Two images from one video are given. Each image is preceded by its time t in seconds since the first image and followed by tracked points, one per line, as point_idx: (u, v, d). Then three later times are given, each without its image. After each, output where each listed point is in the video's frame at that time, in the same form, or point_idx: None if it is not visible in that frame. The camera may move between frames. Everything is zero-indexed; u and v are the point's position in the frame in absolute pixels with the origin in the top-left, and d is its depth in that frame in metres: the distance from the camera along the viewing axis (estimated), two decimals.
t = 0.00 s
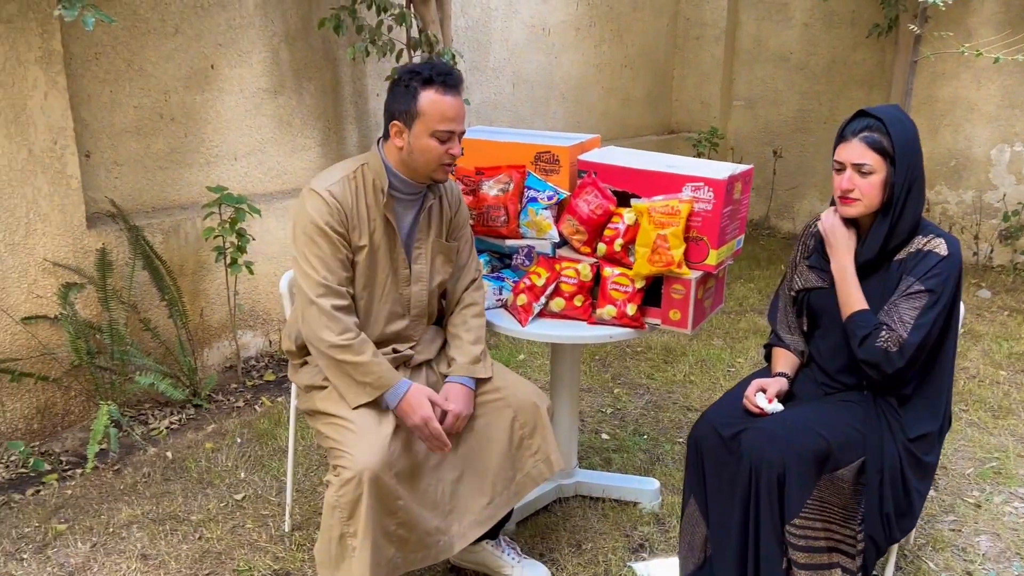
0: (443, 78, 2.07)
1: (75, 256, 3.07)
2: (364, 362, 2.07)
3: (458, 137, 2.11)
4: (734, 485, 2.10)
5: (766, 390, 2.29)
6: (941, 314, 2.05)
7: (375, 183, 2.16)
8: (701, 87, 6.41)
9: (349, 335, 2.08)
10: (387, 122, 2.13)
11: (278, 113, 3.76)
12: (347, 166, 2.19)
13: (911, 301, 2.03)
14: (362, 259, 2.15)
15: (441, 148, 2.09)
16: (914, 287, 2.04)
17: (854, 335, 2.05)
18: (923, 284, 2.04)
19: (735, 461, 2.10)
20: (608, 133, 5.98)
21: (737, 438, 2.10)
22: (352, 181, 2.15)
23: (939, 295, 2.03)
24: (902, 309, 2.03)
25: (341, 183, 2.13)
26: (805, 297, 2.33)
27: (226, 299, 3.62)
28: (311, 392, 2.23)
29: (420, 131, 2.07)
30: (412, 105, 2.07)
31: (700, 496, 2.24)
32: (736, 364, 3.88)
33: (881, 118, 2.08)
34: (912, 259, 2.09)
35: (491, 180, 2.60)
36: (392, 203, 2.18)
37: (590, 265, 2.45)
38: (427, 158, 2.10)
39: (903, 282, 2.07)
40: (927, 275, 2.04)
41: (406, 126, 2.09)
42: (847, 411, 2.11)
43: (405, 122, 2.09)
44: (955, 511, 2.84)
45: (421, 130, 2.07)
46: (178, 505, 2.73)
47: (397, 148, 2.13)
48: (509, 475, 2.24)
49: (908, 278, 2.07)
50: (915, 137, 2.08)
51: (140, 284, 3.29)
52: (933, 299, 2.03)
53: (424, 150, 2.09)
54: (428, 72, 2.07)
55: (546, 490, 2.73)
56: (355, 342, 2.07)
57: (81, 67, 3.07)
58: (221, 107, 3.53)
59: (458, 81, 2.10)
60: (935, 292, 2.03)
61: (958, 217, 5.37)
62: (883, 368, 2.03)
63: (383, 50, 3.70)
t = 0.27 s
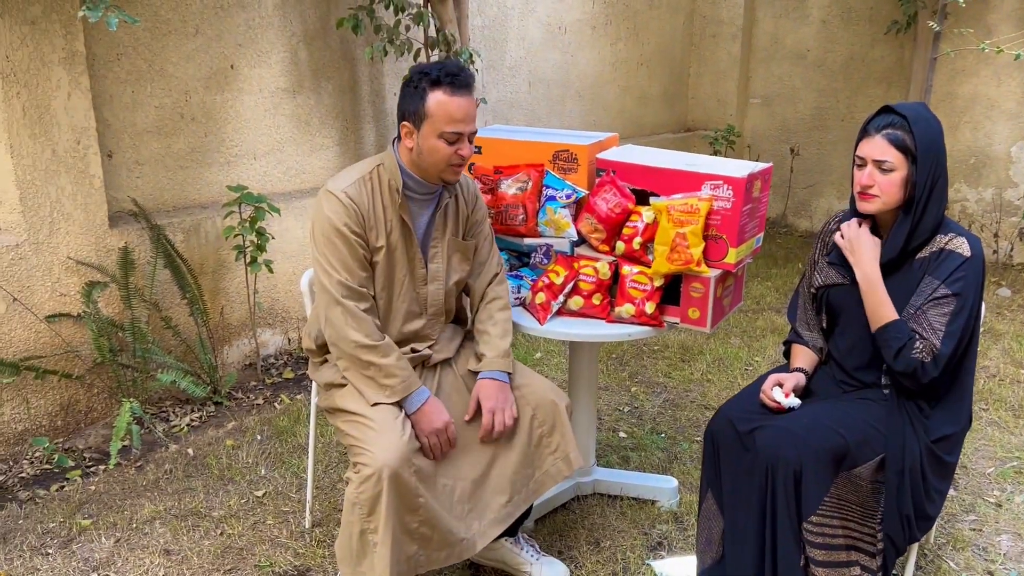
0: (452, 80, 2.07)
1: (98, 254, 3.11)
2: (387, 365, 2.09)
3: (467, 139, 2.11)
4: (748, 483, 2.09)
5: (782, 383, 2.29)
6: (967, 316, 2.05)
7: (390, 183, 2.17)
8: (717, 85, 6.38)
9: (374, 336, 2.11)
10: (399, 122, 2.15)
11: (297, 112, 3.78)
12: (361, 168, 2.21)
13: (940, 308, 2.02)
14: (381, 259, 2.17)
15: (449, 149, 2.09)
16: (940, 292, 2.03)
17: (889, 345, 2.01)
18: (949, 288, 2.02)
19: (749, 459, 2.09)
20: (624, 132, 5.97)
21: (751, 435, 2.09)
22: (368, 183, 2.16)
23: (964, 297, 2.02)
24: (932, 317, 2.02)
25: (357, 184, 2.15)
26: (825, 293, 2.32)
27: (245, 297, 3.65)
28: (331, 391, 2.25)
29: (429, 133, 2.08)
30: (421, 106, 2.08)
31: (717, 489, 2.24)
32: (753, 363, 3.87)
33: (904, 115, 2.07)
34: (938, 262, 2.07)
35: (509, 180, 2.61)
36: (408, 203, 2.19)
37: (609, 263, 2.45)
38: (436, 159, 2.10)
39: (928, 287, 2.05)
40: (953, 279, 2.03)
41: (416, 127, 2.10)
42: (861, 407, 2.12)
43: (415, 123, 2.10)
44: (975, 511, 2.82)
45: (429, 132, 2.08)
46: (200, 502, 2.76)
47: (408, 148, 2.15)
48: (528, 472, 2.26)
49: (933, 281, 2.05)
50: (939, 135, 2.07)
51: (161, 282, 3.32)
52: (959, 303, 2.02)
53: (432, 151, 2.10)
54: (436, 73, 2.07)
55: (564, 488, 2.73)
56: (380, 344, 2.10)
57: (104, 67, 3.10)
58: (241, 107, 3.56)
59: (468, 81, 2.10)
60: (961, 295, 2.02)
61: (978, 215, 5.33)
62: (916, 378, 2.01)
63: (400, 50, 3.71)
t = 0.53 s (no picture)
0: (442, 75, 2.06)
1: (112, 252, 3.13)
2: (397, 361, 2.10)
3: (459, 135, 2.09)
4: (761, 481, 2.09)
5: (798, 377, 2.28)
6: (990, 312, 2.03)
7: (394, 181, 2.17)
8: (727, 82, 6.37)
9: (385, 332, 2.12)
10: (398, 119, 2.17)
11: (308, 111, 3.80)
12: (366, 167, 2.21)
13: (964, 316, 2.00)
14: (390, 256, 2.17)
15: (441, 146, 2.08)
16: (961, 296, 2.00)
17: (912, 377, 2.04)
18: (969, 291, 2.00)
19: (762, 457, 2.09)
20: (634, 129, 5.97)
21: (764, 433, 2.10)
22: (373, 182, 2.17)
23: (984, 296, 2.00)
24: (958, 326, 2.01)
25: (362, 183, 2.15)
26: (836, 290, 2.31)
27: (258, 295, 3.67)
28: (344, 388, 2.26)
29: (420, 130, 2.08)
30: (414, 104, 2.09)
31: (729, 488, 2.23)
32: (765, 361, 3.86)
33: (914, 110, 2.06)
34: (953, 260, 2.04)
35: (520, 178, 2.62)
36: (412, 201, 2.19)
37: (621, 261, 2.45)
38: (428, 156, 2.10)
39: (948, 291, 2.02)
40: (972, 280, 2.01)
41: (410, 124, 2.11)
42: (874, 404, 2.11)
43: (409, 120, 2.11)
44: (988, 509, 2.81)
45: (420, 129, 2.08)
46: (213, 498, 2.78)
47: (406, 145, 2.17)
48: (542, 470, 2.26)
49: (951, 282, 2.02)
50: (951, 130, 2.05)
51: (174, 280, 3.34)
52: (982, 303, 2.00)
53: (425, 148, 2.10)
54: (427, 69, 2.06)
55: (576, 486, 2.74)
56: (390, 340, 2.11)
57: (117, 67, 3.12)
58: (252, 106, 3.58)
59: (460, 76, 2.08)
60: (982, 295, 2.00)
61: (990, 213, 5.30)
62: (951, 390, 2.04)
63: (411, 49, 3.72)
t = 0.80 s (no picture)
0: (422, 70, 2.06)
1: (119, 252, 3.14)
2: (378, 359, 2.05)
3: (440, 130, 2.08)
4: (767, 480, 2.09)
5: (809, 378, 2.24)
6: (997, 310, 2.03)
7: (391, 178, 2.17)
8: (733, 81, 6.36)
9: (369, 329, 2.07)
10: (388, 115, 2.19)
11: (314, 111, 3.81)
12: (362, 164, 2.22)
13: (971, 317, 2.00)
14: (389, 252, 2.17)
15: (423, 141, 2.08)
16: (968, 296, 2.00)
17: (917, 400, 2.06)
18: (977, 290, 1.99)
19: (767, 456, 2.09)
20: (639, 129, 5.96)
21: (769, 432, 2.10)
22: (370, 179, 2.17)
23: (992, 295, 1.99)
24: (965, 330, 2.01)
25: (359, 181, 2.16)
26: (842, 288, 2.31)
27: (264, 295, 3.68)
28: (350, 388, 2.25)
29: (404, 125, 2.09)
30: (398, 101, 2.10)
31: (734, 485, 2.23)
32: (771, 360, 3.86)
33: (909, 107, 2.07)
34: (959, 258, 2.03)
35: (526, 177, 2.62)
36: (409, 195, 2.20)
37: (627, 260, 2.45)
38: (412, 150, 2.11)
39: (954, 291, 2.01)
40: (978, 279, 2.00)
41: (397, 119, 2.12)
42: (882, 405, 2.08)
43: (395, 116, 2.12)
44: (995, 509, 2.80)
45: (404, 125, 2.09)
46: (220, 497, 2.78)
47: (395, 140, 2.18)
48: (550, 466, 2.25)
49: (958, 281, 2.01)
50: (950, 126, 2.04)
51: (181, 280, 3.35)
52: (989, 302, 1.99)
53: (410, 144, 2.10)
54: (409, 66, 2.07)
55: (582, 485, 2.74)
56: (374, 338, 2.06)
57: (124, 67, 3.13)
58: (258, 106, 3.59)
59: (442, 70, 2.08)
60: (989, 295, 1.99)
61: (996, 212, 5.29)
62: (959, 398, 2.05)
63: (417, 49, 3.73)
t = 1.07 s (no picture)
0: (415, 65, 2.06)
1: (123, 251, 3.14)
2: (348, 343, 2.04)
3: (437, 125, 2.09)
4: (763, 478, 2.09)
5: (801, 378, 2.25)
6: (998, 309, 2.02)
7: (388, 176, 2.18)
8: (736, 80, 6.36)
9: (338, 315, 2.06)
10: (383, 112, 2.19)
11: (317, 110, 3.81)
12: (356, 164, 2.22)
13: (972, 317, 1.99)
14: (385, 248, 2.17)
15: (421, 137, 2.09)
16: (970, 296, 1.99)
17: (916, 400, 2.06)
18: (978, 289, 1.98)
19: (762, 454, 2.09)
20: (642, 127, 5.96)
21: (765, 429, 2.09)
22: (365, 177, 2.17)
23: (993, 294, 1.98)
24: (965, 330, 2.00)
25: (354, 179, 2.16)
26: (846, 286, 2.31)
27: (267, 294, 3.69)
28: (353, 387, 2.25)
29: (400, 121, 2.10)
30: (391, 98, 2.10)
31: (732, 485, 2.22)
32: (774, 359, 3.85)
33: (904, 103, 2.07)
34: (961, 257, 2.03)
35: (530, 175, 2.63)
36: (405, 190, 2.20)
37: (630, 258, 2.45)
38: (410, 147, 2.11)
39: (956, 290, 2.01)
40: (980, 278, 1.98)
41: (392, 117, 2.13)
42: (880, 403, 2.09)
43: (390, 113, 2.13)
44: (999, 507, 2.79)
45: (400, 120, 2.09)
46: (224, 496, 2.79)
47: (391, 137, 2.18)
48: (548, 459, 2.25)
49: (960, 281, 2.00)
50: (948, 122, 2.04)
51: (184, 279, 3.36)
52: (991, 302, 1.98)
53: (406, 140, 2.11)
54: (402, 61, 2.07)
55: (585, 483, 2.74)
56: (342, 323, 2.05)
57: (128, 66, 3.13)
58: (261, 105, 3.59)
59: (435, 64, 2.08)
60: (991, 294, 1.98)
61: (1000, 211, 5.29)
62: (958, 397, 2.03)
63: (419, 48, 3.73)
